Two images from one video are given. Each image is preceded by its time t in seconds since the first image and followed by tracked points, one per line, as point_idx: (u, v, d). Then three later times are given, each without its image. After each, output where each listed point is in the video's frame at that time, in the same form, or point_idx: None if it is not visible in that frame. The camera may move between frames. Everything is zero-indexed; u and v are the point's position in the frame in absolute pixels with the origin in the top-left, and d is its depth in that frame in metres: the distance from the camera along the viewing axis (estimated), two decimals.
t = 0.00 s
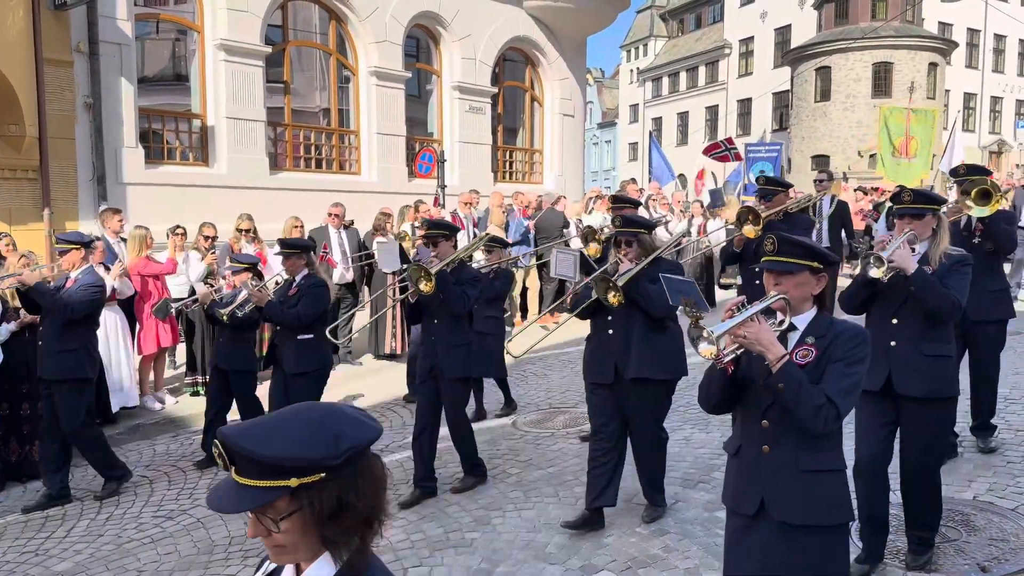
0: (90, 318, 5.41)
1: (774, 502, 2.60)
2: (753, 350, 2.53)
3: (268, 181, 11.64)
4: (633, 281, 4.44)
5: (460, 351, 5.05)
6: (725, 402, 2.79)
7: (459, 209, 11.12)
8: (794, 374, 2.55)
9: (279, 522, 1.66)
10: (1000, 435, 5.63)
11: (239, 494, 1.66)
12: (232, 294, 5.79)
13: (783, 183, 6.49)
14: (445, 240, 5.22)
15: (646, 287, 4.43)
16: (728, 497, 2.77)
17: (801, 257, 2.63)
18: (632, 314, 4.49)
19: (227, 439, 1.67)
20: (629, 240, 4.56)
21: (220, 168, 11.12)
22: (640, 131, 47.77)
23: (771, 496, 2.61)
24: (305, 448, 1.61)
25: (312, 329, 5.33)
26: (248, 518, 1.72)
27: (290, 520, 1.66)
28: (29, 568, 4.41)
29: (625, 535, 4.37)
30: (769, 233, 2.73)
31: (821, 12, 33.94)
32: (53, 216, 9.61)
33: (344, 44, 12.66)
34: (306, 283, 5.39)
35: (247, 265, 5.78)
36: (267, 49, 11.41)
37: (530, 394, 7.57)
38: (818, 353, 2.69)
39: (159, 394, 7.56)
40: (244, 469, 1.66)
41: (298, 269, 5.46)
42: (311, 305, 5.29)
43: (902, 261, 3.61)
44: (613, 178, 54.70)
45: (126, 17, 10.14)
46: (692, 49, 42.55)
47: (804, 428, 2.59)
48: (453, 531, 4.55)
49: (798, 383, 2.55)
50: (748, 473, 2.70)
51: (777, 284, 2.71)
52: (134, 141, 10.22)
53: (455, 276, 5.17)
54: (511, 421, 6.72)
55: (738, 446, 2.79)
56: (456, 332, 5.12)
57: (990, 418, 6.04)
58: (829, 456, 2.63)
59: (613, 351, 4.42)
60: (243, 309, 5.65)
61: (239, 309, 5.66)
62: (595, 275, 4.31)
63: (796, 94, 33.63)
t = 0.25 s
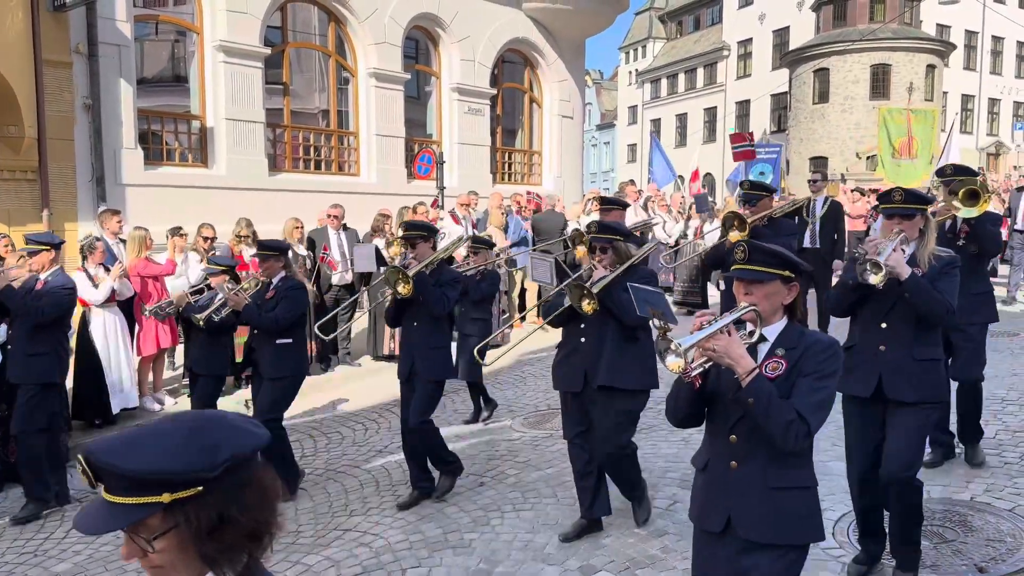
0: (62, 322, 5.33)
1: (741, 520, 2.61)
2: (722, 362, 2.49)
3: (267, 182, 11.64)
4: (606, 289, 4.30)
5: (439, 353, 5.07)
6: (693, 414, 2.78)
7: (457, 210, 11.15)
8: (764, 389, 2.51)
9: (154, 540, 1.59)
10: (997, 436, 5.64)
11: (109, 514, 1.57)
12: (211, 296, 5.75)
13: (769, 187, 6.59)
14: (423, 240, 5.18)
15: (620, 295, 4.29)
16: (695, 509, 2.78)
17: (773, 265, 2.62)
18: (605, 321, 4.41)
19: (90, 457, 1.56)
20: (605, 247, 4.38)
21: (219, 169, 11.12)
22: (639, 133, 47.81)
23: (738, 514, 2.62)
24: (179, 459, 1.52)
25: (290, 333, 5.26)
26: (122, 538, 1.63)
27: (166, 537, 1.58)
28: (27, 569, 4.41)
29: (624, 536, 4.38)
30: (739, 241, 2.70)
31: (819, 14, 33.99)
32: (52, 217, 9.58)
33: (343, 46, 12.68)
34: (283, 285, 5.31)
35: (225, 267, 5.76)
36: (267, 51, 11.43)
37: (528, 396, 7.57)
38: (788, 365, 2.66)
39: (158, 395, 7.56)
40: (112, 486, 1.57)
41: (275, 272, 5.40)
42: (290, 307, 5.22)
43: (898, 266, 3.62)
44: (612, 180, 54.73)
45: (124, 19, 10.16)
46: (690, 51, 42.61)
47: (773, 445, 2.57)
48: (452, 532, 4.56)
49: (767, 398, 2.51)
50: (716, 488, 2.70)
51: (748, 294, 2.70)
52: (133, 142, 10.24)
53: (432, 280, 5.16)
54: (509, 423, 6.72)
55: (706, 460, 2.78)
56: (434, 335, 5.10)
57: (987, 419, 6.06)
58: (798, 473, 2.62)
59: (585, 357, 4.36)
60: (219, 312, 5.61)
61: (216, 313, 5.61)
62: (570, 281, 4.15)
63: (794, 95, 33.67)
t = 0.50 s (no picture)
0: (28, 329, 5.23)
1: (706, 544, 2.60)
2: (688, 380, 2.46)
3: (266, 184, 11.63)
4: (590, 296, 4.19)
5: (423, 360, 4.93)
6: (659, 431, 2.77)
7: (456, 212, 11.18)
8: (729, 407, 2.49)
9: None
10: (993, 439, 5.66)
11: None
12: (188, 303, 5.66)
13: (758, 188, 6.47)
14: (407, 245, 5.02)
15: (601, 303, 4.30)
16: (663, 530, 2.78)
17: (742, 278, 2.61)
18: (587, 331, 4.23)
19: None
20: (585, 253, 4.30)
21: (217, 171, 11.12)
22: (637, 135, 47.84)
23: (704, 538, 2.61)
24: (25, 539, 1.20)
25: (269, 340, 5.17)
26: None
27: None
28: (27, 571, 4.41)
29: (622, 539, 4.38)
30: (705, 255, 2.69)
31: (817, 17, 34.03)
32: (49, 219, 9.51)
33: (342, 48, 12.68)
34: (262, 293, 5.20)
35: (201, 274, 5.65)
36: (265, 52, 11.44)
37: (525, 398, 7.57)
38: (756, 382, 2.64)
39: (155, 396, 7.55)
40: None
41: (253, 279, 5.21)
42: (267, 316, 5.12)
43: (895, 271, 3.59)
44: (610, 182, 54.72)
45: (123, 20, 10.17)
46: (688, 53, 42.64)
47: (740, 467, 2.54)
48: (450, 534, 4.56)
49: (733, 418, 2.49)
50: (683, 510, 2.69)
51: (715, 308, 2.68)
52: (131, 144, 10.25)
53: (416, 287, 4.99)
54: (506, 425, 6.72)
55: (673, 481, 2.76)
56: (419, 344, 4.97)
57: (984, 421, 6.07)
58: (765, 495, 2.60)
59: (569, 369, 4.18)
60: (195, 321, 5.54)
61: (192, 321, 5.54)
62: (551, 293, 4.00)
63: (793, 97, 33.69)
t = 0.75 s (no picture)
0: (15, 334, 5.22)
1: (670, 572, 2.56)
2: (650, 400, 2.38)
3: (264, 185, 11.63)
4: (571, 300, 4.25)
5: (403, 368, 4.88)
6: (621, 454, 2.72)
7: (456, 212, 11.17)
8: (692, 430, 2.42)
9: None
10: (992, 440, 5.67)
11: None
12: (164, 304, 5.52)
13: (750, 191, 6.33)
14: (390, 249, 4.92)
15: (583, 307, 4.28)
16: (627, 556, 2.73)
17: (707, 293, 2.55)
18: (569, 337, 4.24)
19: None
20: (567, 258, 4.29)
21: (216, 172, 11.13)
22: (636, 137, 47.87)
23: (668, 565, 2.57)
24: None
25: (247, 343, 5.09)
26: None
27: None
28: (23, 572, 4.40)
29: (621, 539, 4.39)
30: (669, 267, 2.62)
31: (816, 19, 34.08)
32: (48, 220, 9.50)
33: (341, 49, 12.70)
34: (238, 294, 5.07)
35: (175, 275, 5.55)
36: (264, 53, 11.45)
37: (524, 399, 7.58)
38: (721, 404, 2.59)
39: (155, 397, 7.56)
40: None
41: (229, 280, 5.11)
42: (244, 317, 5.01)
43: (887, 279, 3.41)
44: (609, 183, 54.75)
45: (122, 21, 10.19)
46: (687, 55, 42.69)
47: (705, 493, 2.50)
48: (449, 535, 4.56)
49: (696, 440, 2.42)
50: (644, 537, 2.65)
51: (680, 324, 2.62)
52: (130, 144, 10.26)
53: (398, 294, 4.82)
54: (506, 426, 6.71)
55: (636, 505, 2.72)
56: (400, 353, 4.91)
57: (982, 423, 6.07)
58: (729, 521, 2.57)
59: (552, 377, 4.13)
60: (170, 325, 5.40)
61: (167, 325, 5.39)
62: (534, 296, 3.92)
63: (791, 99, 33.73)
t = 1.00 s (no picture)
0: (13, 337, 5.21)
1: None
2: (601, 418, 2.20)
3: (263, 186, 11.62)
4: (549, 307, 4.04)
5: (381, 375, 4.67)
6: (577, 478, 2.50)
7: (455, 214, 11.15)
8: (646, 450, 2.21)
9: None
10: (990, 442, 5.66)
11: None
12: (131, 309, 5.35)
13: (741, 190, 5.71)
14: (366, 253, 4.74)
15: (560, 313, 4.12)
16: None
17: (664, 305, 2.39)
18: (545, 344, 4.20)
19: None
20: (544, 260, 4.19)
21: (214, 173, 11.12)
22: (635, 138, 47.92)
23: None
24: None
25: (219, 350, 4.98)
26: None
27: None
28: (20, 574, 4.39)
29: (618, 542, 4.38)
30: (626, 279, 2.48)
31: (815, 21, 34.11)
32: (46, 221, 9.49)
33: (340, 50, 12.70)
34: (211, 300, 4.95)
35: (143, 280, 5.37)
36: (263, 55, 11.45)
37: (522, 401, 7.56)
38: (681, 422, 2.37)
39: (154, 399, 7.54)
40: None
41: (202, 286, 5.00)
42: (215, 324, 4.89)
43: (866, 288, 3.31)
44: (608, 185, 54.79)
45: (121, 22, 10.18)
46: (686, 56, 42.73)
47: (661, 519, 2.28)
48: (446, 537, 4.55)
49: (649, 462, 2.21)
50: (602, 566, 2.44)
51: (637, 338, 2.45)
52: (129, 145, 10.24)
53: (375, 301, 4.72)
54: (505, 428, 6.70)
55: (595, 531, 2.52)
56: (376, 359, 4.70)
57: (979, 425, 6.06)
58: (688, 549, 2.36)
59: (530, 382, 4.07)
60: (139, 329, 5.22)
61: (134, 330, 5.23)
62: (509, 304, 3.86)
63: (790, 101, 33.75)
